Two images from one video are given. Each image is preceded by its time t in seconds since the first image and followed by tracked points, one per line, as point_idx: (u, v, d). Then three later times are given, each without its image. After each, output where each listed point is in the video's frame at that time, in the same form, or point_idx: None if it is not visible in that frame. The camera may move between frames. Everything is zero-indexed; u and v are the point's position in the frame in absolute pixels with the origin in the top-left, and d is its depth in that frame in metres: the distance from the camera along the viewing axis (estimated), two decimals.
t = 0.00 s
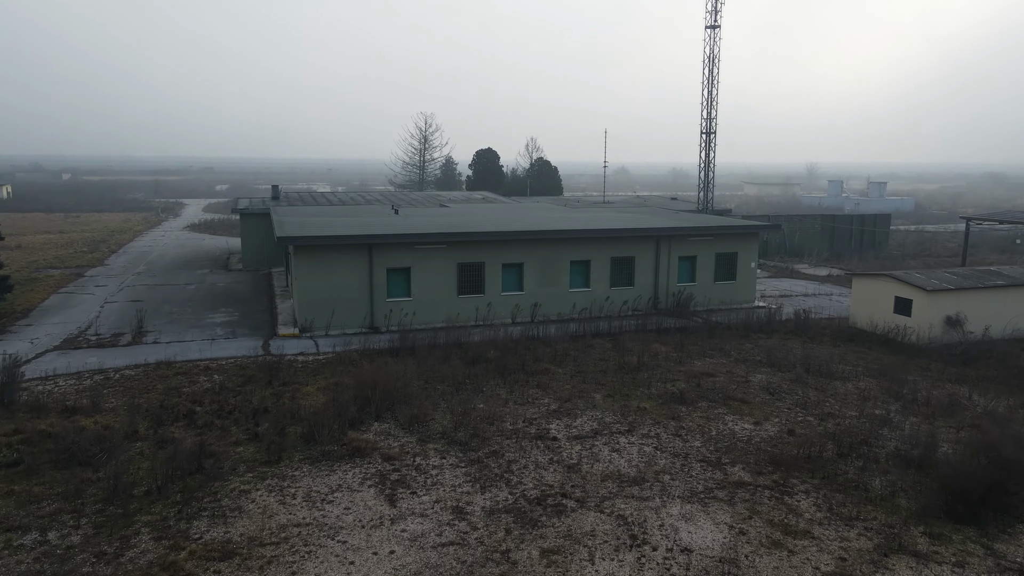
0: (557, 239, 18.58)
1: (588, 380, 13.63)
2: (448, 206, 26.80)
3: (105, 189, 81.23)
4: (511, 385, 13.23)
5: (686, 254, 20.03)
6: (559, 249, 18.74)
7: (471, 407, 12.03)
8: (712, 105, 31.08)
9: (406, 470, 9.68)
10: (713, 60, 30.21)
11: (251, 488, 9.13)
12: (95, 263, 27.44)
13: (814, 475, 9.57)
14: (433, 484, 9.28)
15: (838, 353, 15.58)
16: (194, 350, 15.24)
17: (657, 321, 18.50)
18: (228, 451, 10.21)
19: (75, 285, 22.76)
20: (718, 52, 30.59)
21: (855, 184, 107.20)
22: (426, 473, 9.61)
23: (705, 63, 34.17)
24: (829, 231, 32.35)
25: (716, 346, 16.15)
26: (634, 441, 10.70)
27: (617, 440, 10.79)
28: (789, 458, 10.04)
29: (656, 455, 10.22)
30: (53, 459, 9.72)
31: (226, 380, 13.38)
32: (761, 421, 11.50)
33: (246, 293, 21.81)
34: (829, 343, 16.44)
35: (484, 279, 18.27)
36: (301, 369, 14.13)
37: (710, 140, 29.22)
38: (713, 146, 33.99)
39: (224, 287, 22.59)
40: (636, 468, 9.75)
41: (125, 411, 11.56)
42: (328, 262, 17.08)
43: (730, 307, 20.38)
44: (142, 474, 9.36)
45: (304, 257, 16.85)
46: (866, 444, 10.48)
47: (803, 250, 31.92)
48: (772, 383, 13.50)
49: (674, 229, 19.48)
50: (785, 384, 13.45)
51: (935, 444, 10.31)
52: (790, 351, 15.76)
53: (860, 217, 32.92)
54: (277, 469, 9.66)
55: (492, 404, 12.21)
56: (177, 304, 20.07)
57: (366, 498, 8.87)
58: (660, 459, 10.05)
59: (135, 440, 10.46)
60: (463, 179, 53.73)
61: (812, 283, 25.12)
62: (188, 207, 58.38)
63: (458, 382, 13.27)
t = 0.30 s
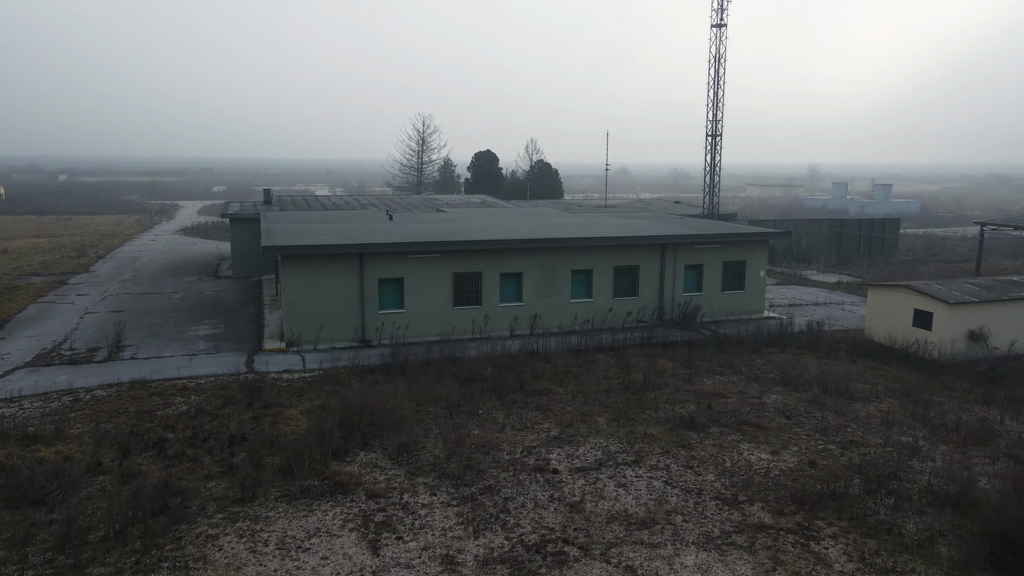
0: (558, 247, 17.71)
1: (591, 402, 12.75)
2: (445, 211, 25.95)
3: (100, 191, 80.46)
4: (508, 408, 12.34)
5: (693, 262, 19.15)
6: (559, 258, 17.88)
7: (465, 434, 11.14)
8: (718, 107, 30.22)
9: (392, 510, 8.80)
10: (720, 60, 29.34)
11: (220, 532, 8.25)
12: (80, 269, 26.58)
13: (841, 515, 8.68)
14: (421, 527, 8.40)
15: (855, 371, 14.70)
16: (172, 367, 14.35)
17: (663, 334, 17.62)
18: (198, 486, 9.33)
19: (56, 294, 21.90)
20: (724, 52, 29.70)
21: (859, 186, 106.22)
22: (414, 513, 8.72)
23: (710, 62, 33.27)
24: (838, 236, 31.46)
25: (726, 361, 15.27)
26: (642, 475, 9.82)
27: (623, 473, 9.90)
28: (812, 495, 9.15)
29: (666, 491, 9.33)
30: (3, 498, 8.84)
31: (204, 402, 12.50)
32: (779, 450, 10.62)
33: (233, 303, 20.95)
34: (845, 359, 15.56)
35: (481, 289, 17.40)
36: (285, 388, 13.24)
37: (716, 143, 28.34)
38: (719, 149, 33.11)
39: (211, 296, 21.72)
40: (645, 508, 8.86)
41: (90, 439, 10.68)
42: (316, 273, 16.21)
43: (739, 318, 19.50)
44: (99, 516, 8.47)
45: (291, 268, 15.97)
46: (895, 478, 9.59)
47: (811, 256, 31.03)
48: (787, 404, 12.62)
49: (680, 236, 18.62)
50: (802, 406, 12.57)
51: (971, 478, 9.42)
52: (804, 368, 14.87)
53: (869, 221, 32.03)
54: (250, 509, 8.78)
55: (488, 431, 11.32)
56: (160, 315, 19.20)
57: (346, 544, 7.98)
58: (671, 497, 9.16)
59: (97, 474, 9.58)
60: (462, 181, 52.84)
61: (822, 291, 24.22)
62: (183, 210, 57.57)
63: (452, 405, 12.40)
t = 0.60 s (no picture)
0: (559, 256, 16.86)
1: (594, 426, 11.88)
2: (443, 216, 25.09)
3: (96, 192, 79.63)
4: (506, 435, 11.46)
5: (700, 272, 18.30)
6: (560, 268, 17.03)
7: (459, 466, 10.26)
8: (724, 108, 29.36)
9: (375, 559, 7.91)
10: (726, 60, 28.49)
11: None
12: (65, 276, 25.69)
13: (875, 565, 7.81)
14: None
15: (875, 390, 13.83)
16: (148, 387, 13.47)
17: (669, 348, 16.76)
18: (162, 529, 8.46)
19: (36, 303, 21.01)
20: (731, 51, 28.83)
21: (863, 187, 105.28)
22: (399, 563, 7.82)
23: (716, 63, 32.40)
24: (846, 241, 30.58)
25: (737, 379, 14.41)
26: (652, 515, 8.92)
27: (631, 512, 9.01)
28: (841, 540, 8.28)
29: (679, 535, 8.44)
30: None
31: (179, 427, 11.63)
32: (800, 484, 9.74)
33: (220, 313, 20.08)
34: (863, 377, 14.71)
35: (478, 301, 16.55)
36: (267, 411, 12.38)
37: (722, 145, 27.46)
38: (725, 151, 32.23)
39: (198, 305, 20.85)
40: (656, 556, 7.97)
41: (50, 473, 9.80)
42: (304, 284, 15.34)
43: (748, 330, 18.63)
44: (48, 567, 7.57)
45: (277, 279, 15.11)
46: (931, 519, 8.72)
47: (819, 262, 30.16)
48: (806, 430, 11.75)
49: (687, 245, 17.77)
50: (821, 431, 11.70)
51: (1014, 520, 8.56)
52: (821, 387, 14.01)
53: (878, 226, 31.14)
54: (218, 558, 7.89)
55: (484, 462, 10.44)
56: (143, 326, 18.32)
57: None
58: (684, 542, 8.27)
59: (52, 515, 8.69)
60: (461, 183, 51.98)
61: (833, 300, 23.35)
62: (177, 212, 56.72)
63: (446, 430, 11.54)
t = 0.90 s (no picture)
0: (559, 266, 16.00)
1: (598, 455, 11.00)
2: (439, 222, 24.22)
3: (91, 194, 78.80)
4: (503, 465, 10.58)
5: (708, 282, 17.43)
6: (561, 279, 16.19)
7: (451, 502, 9.38)
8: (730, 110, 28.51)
9: None
10: (732, 61, 27.64)
11: None
12: (48, 283, 24.80)
13: None
14: None
15: (898, 412, 12.96)
16: (121, 409, 12.58)
17: (676, 364, 15.89)
18: None
19: (14, 313, 20.11)
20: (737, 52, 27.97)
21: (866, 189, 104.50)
22: None
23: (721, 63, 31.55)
24: (855, 246, 29.70)
25: (750, 399, 13.54)
26: (663, 562, 8.04)
27: (640, 558, 8.13)
28: None
29: None
30: None
31: (148, 456, 10.73)
32: (825, 524, 8.86)
33: (206, 324, 19.20)
34: (883, 396, 13.84)
35: (475, 314, 15.69)
36: (246, 437, 11.49)
37: (728, 148, 26.60)
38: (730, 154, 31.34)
39: (183, 316, 19.97)
40: None
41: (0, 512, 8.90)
42: (290, 297, 14.48)
43: (758, 343, 17.76)
44: None
45: (261, 292, 14.23)
46: (974, 568, 7.84)
47: (827, 268, 29.28)
48: (827, 458, 10.87)
49: (694, 254, 16.92)
50: (843, 460, 10.83)
51: None
52: (839, 408, 13.14)
53: (888, 231, 30.28)
54: None
55: (478, 497, 9.56)
56: (122, 339, 17.43)
57: None
58: None
59: None
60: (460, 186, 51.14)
61: (844, 310, 22.49)
62: (172, 214, 55.88)
63: (438, 460, 10.67)
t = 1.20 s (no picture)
0: (561, 277, 15.15)
1: (603, 486, 10.13)
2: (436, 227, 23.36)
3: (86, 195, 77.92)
4: (499, 499, 9.71)
5: (717, 292, 16.58)
6: (561, 290, 15.35)
7: (441, 544, 8.50)
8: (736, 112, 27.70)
9: None
10: (738, 61, 26.83)
11: None
12: (30, 291, 23.93)
13: None
14: None
15: (923, 436, 12.10)
16: (89, 433, 11.69)
17: (684, 380, 15.03)
18: None
19: None
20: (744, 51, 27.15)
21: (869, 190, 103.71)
22: None
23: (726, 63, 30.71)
24: (864, 252, 28.84)
25: (764, 420, 12.67)
26: None
27: None
28: None
29: None
30: None
31: (113, 488, 9.85)
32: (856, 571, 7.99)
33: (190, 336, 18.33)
34: (906, 417, 12.98)
35: (471, 327, 14.85)
36: (221, 467, 10.60)
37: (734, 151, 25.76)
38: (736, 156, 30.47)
39: (167, 327, 19.08)
40: None
41: None
42: (275, 311, 13.62)
43: (770, 356, 16.90)
44: None
45: (243, 305, 13.36)
46: None
47: (836, 274, 28.43)
48: (851, 490, 10.00)
49: (702, 263, 16.07)
50: (870, 493, 9.95)
51: None
52: (860, 432, 12.27)
53: (898, 236, 29.42)
54: None
55: (472, 538, 8.69)
56: (101, 353, 16.55)
57: None
58: None
59: None
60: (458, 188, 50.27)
61: (856, 319, 21.63)
62: (166, 217, 54.98)
63: (428, 493, 9.80)
